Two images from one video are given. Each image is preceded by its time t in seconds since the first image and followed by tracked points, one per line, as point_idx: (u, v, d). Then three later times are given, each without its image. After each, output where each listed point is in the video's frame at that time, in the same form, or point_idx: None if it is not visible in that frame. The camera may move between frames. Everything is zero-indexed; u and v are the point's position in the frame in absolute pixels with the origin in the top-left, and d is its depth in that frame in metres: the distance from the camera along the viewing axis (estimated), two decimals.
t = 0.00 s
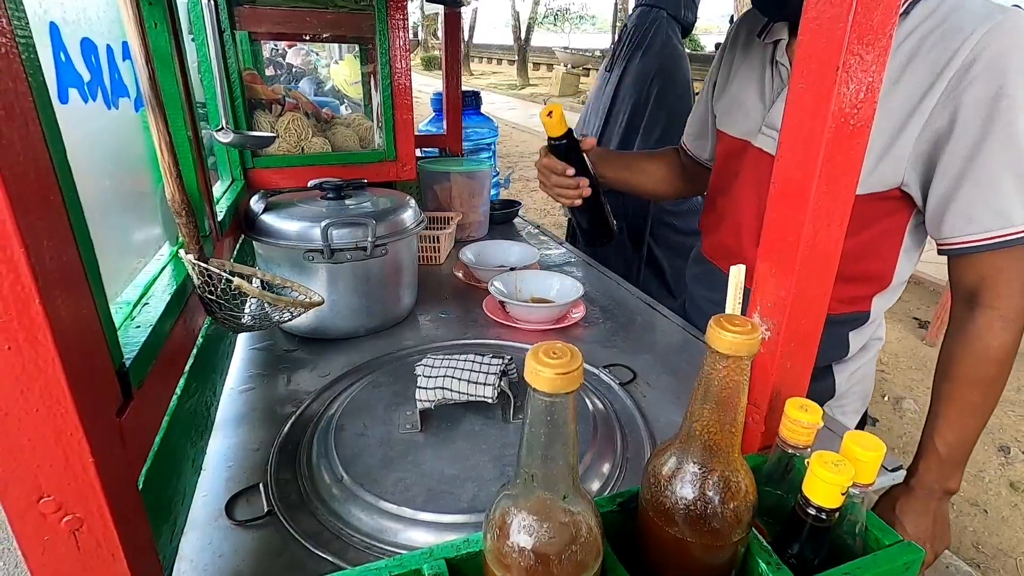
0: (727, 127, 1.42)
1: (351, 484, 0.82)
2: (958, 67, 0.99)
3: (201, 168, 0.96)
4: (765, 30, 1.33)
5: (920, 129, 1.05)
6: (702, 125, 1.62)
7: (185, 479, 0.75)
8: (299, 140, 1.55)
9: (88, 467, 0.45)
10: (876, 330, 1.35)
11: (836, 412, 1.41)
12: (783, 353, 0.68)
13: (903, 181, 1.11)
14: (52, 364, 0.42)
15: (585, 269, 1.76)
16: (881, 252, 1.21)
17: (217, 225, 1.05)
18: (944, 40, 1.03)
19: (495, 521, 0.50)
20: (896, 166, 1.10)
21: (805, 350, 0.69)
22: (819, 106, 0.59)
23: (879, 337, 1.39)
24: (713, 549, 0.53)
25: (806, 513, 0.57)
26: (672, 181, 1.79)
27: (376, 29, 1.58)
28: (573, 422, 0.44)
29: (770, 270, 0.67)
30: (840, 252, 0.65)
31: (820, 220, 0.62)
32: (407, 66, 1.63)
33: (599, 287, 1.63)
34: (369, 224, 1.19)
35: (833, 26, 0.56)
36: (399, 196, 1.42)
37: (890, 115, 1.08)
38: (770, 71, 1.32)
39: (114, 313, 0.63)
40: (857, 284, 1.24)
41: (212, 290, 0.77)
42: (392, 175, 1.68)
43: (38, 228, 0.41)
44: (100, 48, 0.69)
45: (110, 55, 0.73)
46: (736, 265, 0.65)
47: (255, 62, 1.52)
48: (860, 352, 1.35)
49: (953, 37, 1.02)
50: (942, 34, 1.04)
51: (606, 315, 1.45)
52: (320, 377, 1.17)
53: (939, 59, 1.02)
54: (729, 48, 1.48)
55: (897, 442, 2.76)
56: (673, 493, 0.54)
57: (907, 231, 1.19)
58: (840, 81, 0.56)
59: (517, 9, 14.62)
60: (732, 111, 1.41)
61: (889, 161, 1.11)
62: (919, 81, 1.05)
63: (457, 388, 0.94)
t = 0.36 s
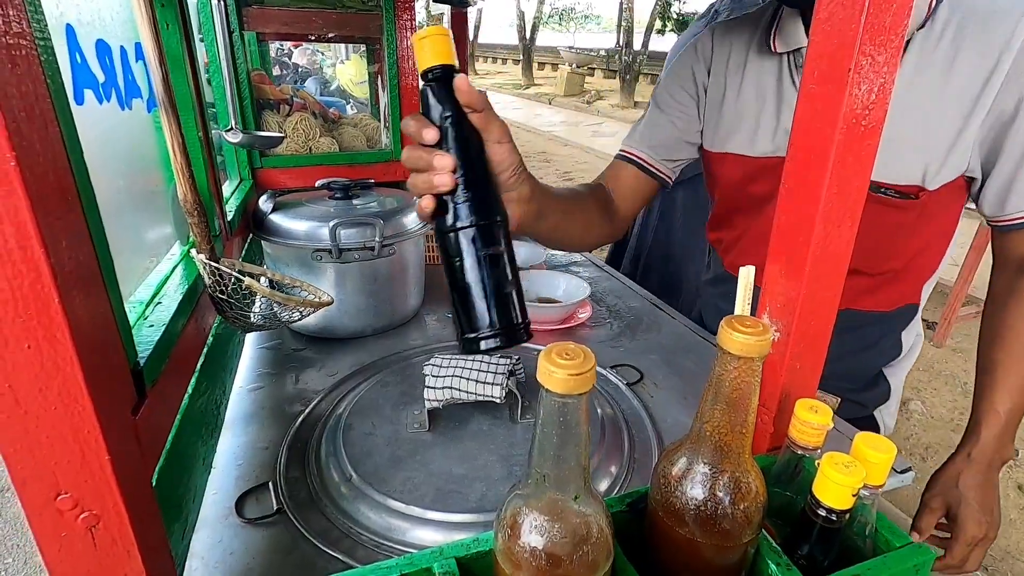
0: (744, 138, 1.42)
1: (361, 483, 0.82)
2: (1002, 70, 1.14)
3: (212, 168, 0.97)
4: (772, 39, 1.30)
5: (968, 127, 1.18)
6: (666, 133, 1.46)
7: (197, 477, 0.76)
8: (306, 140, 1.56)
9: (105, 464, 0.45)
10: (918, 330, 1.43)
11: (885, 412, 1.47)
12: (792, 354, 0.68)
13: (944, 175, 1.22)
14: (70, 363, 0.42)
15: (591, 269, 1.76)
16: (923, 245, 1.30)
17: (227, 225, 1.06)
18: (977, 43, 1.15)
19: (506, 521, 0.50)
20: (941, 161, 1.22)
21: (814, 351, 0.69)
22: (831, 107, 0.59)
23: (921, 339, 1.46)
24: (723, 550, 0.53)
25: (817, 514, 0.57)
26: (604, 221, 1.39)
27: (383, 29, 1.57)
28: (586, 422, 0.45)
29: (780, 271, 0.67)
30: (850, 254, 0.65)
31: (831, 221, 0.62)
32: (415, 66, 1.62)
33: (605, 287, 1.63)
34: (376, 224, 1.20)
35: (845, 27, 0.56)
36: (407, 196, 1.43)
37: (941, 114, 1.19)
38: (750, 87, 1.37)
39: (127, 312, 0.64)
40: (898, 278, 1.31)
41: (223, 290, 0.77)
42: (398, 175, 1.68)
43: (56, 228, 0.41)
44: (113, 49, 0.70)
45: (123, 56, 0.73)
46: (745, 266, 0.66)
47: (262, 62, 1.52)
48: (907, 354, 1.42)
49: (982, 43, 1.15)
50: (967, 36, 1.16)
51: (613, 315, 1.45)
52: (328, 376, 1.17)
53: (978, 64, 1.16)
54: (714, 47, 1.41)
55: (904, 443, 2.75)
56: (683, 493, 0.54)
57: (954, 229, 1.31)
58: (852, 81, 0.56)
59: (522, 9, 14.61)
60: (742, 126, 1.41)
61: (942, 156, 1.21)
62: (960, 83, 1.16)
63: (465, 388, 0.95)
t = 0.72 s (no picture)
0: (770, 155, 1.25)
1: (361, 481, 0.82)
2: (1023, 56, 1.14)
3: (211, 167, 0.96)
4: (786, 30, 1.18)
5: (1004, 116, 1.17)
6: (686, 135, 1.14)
7: (197, 475, 0.76)
8: (305, 138, 1.55)
9: (107, 461, 0.45)
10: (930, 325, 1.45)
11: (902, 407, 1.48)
12: (792, 351, 0.68)
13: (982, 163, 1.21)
14: (72, 359, 0.42)
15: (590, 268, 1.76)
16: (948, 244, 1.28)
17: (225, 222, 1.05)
18: (993, 38, 1.14)
19: (508, 517, 0.50)
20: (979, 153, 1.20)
21: (814, 349, 0.69)
22: (831, 105, 0.59)
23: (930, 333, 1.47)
24: (724, 546, 0.53)
25: (817, 511, 0.57)
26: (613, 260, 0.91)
27: (382, 27, 1.57)
28: (588, 419, 0.45)
29: (780, 269, 0.67)
30: (851, 251, 0.65)
31: (832, 219, 0.62)
32: (414, 65, 1.63)
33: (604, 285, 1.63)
34: (375, 223, 1.20)
35: (846, 24, 0.56)
36: (406, 194, 1.43)
37: (972, 111, 1.16)
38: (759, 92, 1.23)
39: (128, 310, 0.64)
40: (917, 277, 1.30)
41: (223, 287, 0.77)
42: (397, 174, 1.67)
43: (59, 224, 0.41)
44: (114, 47, 0.70)
45: (123, 54, 0.73)
46: (745, 263, 0.66)
47: (261, 60, 1.52)
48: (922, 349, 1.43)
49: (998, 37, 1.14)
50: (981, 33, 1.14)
51: (612, 313, 1.45)
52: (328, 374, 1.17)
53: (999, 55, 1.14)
54: (722, 45, 1.22)
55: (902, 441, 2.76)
56: (685, 490, 0.54)
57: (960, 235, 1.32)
58: (853, 78, 0.57)
59: (520, 8, 14.60)
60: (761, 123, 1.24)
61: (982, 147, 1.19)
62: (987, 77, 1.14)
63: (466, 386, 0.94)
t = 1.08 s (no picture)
0: (758, 142, 1.29)
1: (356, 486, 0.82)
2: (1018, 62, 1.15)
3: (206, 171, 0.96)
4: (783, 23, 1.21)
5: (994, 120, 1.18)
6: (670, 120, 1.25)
7: (191, 480, 0.75)
8: (301, 142, 1.55)
9: (100, 466, 0.45)
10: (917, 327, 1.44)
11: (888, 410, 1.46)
12: (784, 354, 0.68)
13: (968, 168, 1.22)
14: (65, 365, 0.42)
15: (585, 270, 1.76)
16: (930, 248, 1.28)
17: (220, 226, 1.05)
18: (990, 42, 1.15)
19: (501, 521, 0.50)
20: (965, 156, 1.21)
21: (806, 352, 0.69)
22: (821, 109, 0.60)
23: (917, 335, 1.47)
24: (717, 548, 0.53)
25: (809, 512, 0.57)
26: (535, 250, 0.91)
27: (378, 31, 1.58)
28: (581, 422, 0.45)
29: (772, 272, 0.68)
30: (842, 254, 0.65)
31: (822, 222, 0.63)
32: (409, 68, 1.63)
33: (599, 288, 1.63)
34: (371, 225, 1.20)
35: (835, 29, 0.56)
36: (402, 197, 1.44)
37: (964, 115, 1.17)
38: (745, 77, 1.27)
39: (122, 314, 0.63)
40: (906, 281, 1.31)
41: (218, 291, 0.77)
42: (393, 177, 1.68)
43: (52, 231, 0.42)
44: (108, 52, 0.70)
45: (117, 59, 0.73)
46: (738, 267, 0.67)
47: (256, 64, 1.54)
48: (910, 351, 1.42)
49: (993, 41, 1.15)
50: (976, 37, 1.16)
51: (608, 316, 1.45)
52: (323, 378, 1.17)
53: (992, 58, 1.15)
54: (722, 36, 1.29)
55: (897, 442, 2.77)
56: (677, 493, 0.54)
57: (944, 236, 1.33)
58: (842, 82, 0.57)
59: (516, 11, 14.63)
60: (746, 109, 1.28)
61: (969, 150, 1.20)
62: (979, 80, 1.16)
63: (461, 390, 0.94)
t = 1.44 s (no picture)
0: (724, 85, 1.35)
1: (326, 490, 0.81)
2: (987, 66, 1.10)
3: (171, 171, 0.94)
4: None
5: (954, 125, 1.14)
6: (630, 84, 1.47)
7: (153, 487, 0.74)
8: (277, 141, 1.54)
9: (40, 474, 0.44)
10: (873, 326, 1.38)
11: (840, 408, 1.38)
12: (752, 352, 0.68)
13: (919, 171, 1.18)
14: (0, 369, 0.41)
15: (565, 270, 1.76)
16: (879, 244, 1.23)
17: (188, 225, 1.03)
18: (960, 49, 1.12)
19: (461, 524, 0.49)
20: (912, 155, 1.18)
21: (774, 350, 0.69)
22: (783, 106, 0.60)
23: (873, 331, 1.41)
24: (680, 548, 0.53)
25: (774, 510, 0.57)
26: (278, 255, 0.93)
27: (355, 29, 1.55)
28: (538, 423, 0.44)
29: (739, 269, 0.68)
30: (807, 252, 0.65)
31: (787, 219, 0.63)
32: (386, 67, 1.61)
33: (579, 288, 1.63)
34: (345, 226, 1.18)
35: (795, 25, 0.57)
36: (380, 197, 1.42)
37: (914, 121, 1.16)
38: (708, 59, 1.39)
39: (73, 319, 0.62)
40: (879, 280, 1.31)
41: (180, 293, 0.76)
42: (371, 177, 1.66)
43: None
44: (60, 47, 0.68)
45: (71, 55, 0.72)
46: (707, 264, 0.69)
47: (233, 63, 1.55)
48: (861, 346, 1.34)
49: (963, 44, 1.13)
50: (944, 41, 1.15)
51: (587, 316, 1.45)
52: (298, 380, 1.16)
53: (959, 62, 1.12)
54: None
55: (876, 438, 2.80)
56: (641, 493, 0.54)
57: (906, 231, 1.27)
58: (803, 78, 0.57)
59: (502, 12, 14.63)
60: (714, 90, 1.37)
61: (920, 150, 1.17)
62: (941, 82, 1.13)
63: (433, 391, 0.93)
